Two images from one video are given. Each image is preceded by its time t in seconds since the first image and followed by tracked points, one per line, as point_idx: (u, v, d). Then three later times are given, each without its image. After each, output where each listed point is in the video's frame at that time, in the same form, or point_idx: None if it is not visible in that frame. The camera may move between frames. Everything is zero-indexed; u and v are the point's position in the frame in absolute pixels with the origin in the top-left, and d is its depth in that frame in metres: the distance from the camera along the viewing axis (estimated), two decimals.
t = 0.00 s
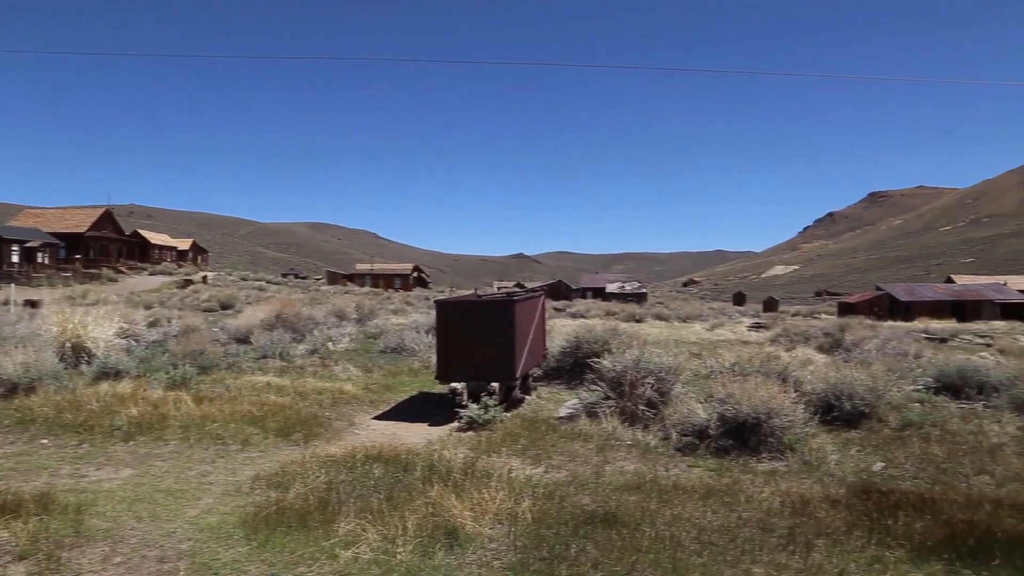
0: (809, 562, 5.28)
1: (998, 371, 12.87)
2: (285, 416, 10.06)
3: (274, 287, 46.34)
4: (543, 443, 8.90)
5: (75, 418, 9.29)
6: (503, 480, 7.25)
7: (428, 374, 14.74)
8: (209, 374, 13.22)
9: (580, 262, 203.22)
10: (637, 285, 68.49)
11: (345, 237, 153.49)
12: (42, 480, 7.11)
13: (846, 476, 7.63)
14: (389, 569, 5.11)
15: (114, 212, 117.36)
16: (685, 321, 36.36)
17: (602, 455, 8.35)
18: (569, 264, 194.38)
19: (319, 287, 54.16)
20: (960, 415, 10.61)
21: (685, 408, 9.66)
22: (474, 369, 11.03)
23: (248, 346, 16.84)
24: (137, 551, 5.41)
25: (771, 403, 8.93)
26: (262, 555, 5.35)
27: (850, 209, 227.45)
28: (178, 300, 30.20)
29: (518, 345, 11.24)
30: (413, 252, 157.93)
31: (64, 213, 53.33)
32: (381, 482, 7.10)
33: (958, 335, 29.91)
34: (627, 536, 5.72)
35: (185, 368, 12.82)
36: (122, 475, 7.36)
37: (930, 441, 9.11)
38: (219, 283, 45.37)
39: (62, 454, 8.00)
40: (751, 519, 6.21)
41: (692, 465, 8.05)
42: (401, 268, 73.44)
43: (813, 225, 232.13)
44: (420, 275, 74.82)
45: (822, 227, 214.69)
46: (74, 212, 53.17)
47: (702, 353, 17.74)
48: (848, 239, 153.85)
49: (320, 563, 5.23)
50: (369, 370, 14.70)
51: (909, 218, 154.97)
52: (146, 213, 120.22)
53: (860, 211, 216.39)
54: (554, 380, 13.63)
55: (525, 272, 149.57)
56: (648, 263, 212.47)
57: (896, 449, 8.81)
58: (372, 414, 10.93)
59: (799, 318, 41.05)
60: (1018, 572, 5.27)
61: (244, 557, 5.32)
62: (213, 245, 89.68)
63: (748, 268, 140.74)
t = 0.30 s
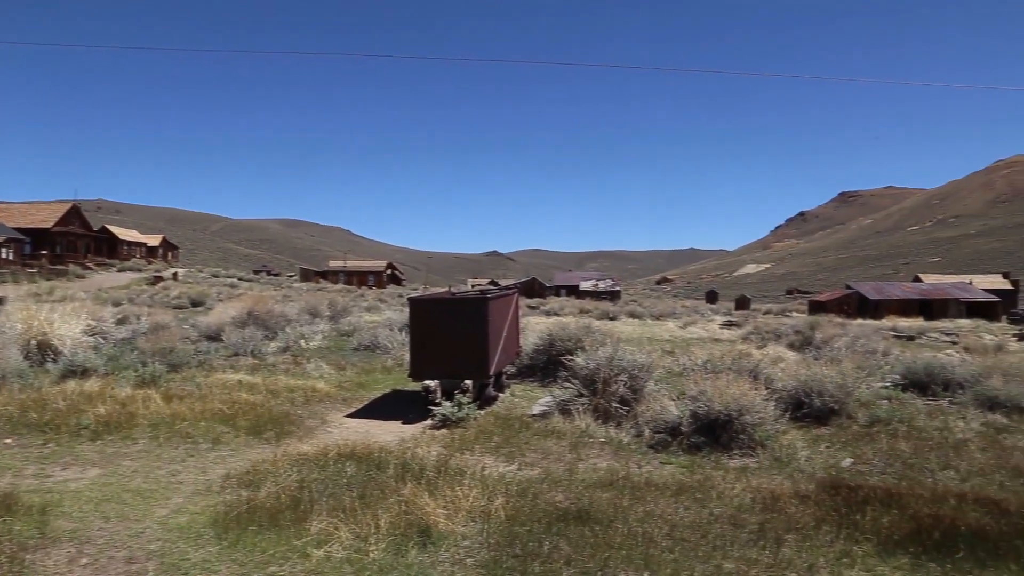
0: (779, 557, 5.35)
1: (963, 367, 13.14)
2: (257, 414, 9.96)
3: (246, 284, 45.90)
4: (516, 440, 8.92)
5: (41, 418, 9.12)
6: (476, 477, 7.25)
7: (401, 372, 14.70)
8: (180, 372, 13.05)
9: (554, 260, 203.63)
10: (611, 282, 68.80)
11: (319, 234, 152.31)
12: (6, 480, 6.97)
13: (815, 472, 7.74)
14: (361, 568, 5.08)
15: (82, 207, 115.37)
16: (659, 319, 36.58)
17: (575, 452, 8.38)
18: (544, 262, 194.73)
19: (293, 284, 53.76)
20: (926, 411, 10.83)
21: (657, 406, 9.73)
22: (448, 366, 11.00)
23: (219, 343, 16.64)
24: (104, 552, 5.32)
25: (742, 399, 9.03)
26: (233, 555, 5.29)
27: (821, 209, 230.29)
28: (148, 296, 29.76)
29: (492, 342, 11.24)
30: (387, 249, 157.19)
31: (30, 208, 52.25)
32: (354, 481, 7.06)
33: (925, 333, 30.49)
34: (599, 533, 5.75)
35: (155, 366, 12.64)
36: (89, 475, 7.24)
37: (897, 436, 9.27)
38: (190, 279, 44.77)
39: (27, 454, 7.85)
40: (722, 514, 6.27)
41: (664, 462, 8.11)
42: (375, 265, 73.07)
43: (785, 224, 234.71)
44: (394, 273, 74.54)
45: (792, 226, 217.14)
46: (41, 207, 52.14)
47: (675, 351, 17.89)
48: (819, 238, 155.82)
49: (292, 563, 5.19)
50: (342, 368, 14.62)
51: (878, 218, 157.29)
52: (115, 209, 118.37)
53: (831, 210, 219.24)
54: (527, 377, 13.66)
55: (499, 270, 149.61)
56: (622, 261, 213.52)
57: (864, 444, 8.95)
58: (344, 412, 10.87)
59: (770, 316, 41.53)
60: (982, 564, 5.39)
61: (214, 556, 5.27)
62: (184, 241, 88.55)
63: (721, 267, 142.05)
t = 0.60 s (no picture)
0: (750, 553, 5.40)
1: (930, 364, 13.36)
2: (228, 413, 9.86)
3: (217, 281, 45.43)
4: (490, 437, 8.91)
5: (5, 418, 8.94)
6: (449, 475, 7.23)
7: (374, 370, 14.62)
8: (149, 371, 12.87)
9: (528, 258, 203.83)
10: (585, 280, 69.01)
11: (291, 231, 151.04)
12: None
13: (786, 468, 7.83)
14: (333, 567, 5.05)
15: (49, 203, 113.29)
16: (633, 316, 36.76)
17: (548, 449, 8.39)
18: (518, 260, 194.84)
19: (265, 282, 53.27)
20: (894, 407, 10.99)
21: (630, 403, 9.77)
22: (421, 364, 10.96)
23: (190, 341, 16.44)
24: (71, 554, 5.23)
25: (714, 396, 9.10)
26: (203, 555, 5.23)
27: (792, 207, 232.80)
28: (117, 293, 29.29)
29: (465, 340, 11.23)
30: (361, 246, 156.27)
31: None
32: (326, 479, 7.01)
33: (893, 330, 30.98)
34: (572, 530, 5.76)
35: (124, 365, 12.45)
36: (55, 476, 7.11)
37: (866, 432, 9.41)
38: (160, 276, 44.15)
39: None
40: (694, 511, 6.31)
41: (637, 459, 8.15)
42: (349, 263, 72.61)
43: (756, 223, 236.97)
44: (367, 270, 74.14)
45: (764, 225, 219.31)
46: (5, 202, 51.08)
47: (648, 348, 17.99)
48: (791, 237, 157.62)
49: (263, 563, 5.14)
50: (315, 366, 14.51)
51: (848, 217, 159.44)
52: (83, 204, 116.33)
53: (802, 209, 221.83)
54: (501, 375, 13.66)
55: (473, 267, 149.46)
56: (595, 259, 214.28)
57: (834, 440, 9.07)
58: (317, 411, 10.79)
59: (742, 314, 41.91)
60: (947, 557, 5.48)
61: (184, 557, 5.20)
62: (154, 237, 87.31)
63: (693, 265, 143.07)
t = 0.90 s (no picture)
0: (722, 549, 5.44)
1: (898, 362, 13.58)
2: (199, 412, 9.74)
3: (188, 279, 44.91)
4: (463, 435, 8.90)
5: None
6: (423, 473, 7.21)
7: (348, 368, 14.54)
8: (118, 369, 12.67)
9: (503, 256, 203.83)
10: (560, 278, 69.10)
11: (264, 228, 149.60)
12: None
13: (758, 465, 7.91)
14: (306, 566, 5.01)
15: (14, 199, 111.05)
16: (607, 315, 36.86)
17: (521, 447, 8.40)
18: (493, 258, 194.73)
19: (237, 279, 52.77)
20: (863, 404, 11.14)
21: (604, 400, 9.80)
22: (395, 362, 10.92)
23: (159, 339, 16.22)
24: (36, 557, 5.13)
25: (687, 394, 9.17)
26: (173, 556, 5.16)
27: (764, 207, 235.11)
28: (85, 291, 28.82)
29: (439, 338, 11.19)
30: (335, 243, 155.22)
31: None
32: (298, 478, 6.95)
33: (863, 328, 31.42)
34: (546, 527, 5.78)
35: (91, 364, 12.26)
36: (20, 477, 6.97)
37: (836, 429, 9.54)
38: (130, 274, 43.50)
39: None
40: (666, 508, 6.35)
41: (610, 456, 8.18)
42: (322, 260, 72.07)
43: (729, 222, 239.02)
44: (341, 268, 73.66)
45: (737, 224, 221.28)
46: None
47: (622, 347, 18.07)
48: (763, 236, 159.10)
49: (234, 563, 5.08)
50: (287, 364, 14.39)
51: (818, 216, 161.42)
52: (50, 200, 114.26)
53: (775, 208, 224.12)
54: (475, 373, 13.64)
55: (448, 265, 149.19)
56: (570, 257, 214.88)
57: (804, 437, 9.19)
58: (289, 409, 10.70)
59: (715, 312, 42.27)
60: (914, 551, 5.57)
61: (154, 558, 5.13)
62: (123, 234, 85.96)
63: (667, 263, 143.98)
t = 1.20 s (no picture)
0: (695, 546, 5.48)
1: (868, 360, 13.76)
2: (170, 412, 9.62)
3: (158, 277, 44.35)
4: (437, 435, 8.86)
5: None
6: (398, 473, 7.18)
7: (322, 367, 14.43)
8: (86, 369, 12.48)
9: (478, 254, 203.66)
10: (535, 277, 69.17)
11: (237, 226, 148.07)
12: None
13: (730, 462, 7.98)
14: (278, 567, 4.96)
15: None
16: (582, 313, 37.01)
17: (496, 446, 8.39)
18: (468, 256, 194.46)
19: (208, 277, 52.20)
20: (833, 401, 11.27)
21: (578, 399, 9.83)
22: (370, 361, 10.87)
23: (129, 338, 15.99)
24: (1, 561, 5.03)
25: (660, 392, 9.22)
26: (143, 558, 5.09)
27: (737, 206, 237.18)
28: (52, 289, 28.31)
29: (414, 337, 11.16)
30: (308, 241, 154.05)
31: None
32: (271, 479, 6.89)
33: (834, 326, 31.83)
34: (520, 526, 5.78)
35: (59, 364, 12.05)
36: None
37: (807, 426, 9.64)
38: (99, 272, 42.81)
39: None
40: (640, 505, 6.38)
41: (584, 454, 8.20)
42: (296, 259, 71.49)
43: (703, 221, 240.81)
44: (315, 266, 73.12)
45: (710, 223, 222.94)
46: None
47: (597, 345, 18.13)
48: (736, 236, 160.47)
49: (206, 564, 5.03)
50: (260, 363, 14.25)
51: (790, 215, 163.19)
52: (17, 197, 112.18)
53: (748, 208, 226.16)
54: (449, 372, 13.61)
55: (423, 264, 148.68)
56: (545, 255, 215.23)
57: (776, 434, 9.28)
58: (262, 409, 10.59)
59: (688, 311, 42.57)
60: (883, 546, 5.65)
61: (123, 561, 5.06)
62: (92, 232, 84.58)
63: (641, 262, 144.74)
